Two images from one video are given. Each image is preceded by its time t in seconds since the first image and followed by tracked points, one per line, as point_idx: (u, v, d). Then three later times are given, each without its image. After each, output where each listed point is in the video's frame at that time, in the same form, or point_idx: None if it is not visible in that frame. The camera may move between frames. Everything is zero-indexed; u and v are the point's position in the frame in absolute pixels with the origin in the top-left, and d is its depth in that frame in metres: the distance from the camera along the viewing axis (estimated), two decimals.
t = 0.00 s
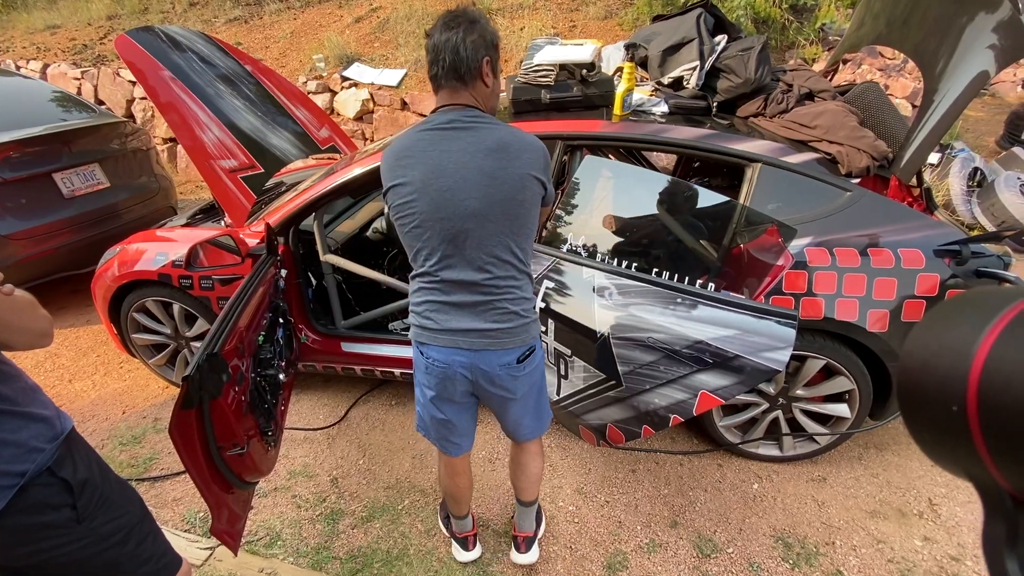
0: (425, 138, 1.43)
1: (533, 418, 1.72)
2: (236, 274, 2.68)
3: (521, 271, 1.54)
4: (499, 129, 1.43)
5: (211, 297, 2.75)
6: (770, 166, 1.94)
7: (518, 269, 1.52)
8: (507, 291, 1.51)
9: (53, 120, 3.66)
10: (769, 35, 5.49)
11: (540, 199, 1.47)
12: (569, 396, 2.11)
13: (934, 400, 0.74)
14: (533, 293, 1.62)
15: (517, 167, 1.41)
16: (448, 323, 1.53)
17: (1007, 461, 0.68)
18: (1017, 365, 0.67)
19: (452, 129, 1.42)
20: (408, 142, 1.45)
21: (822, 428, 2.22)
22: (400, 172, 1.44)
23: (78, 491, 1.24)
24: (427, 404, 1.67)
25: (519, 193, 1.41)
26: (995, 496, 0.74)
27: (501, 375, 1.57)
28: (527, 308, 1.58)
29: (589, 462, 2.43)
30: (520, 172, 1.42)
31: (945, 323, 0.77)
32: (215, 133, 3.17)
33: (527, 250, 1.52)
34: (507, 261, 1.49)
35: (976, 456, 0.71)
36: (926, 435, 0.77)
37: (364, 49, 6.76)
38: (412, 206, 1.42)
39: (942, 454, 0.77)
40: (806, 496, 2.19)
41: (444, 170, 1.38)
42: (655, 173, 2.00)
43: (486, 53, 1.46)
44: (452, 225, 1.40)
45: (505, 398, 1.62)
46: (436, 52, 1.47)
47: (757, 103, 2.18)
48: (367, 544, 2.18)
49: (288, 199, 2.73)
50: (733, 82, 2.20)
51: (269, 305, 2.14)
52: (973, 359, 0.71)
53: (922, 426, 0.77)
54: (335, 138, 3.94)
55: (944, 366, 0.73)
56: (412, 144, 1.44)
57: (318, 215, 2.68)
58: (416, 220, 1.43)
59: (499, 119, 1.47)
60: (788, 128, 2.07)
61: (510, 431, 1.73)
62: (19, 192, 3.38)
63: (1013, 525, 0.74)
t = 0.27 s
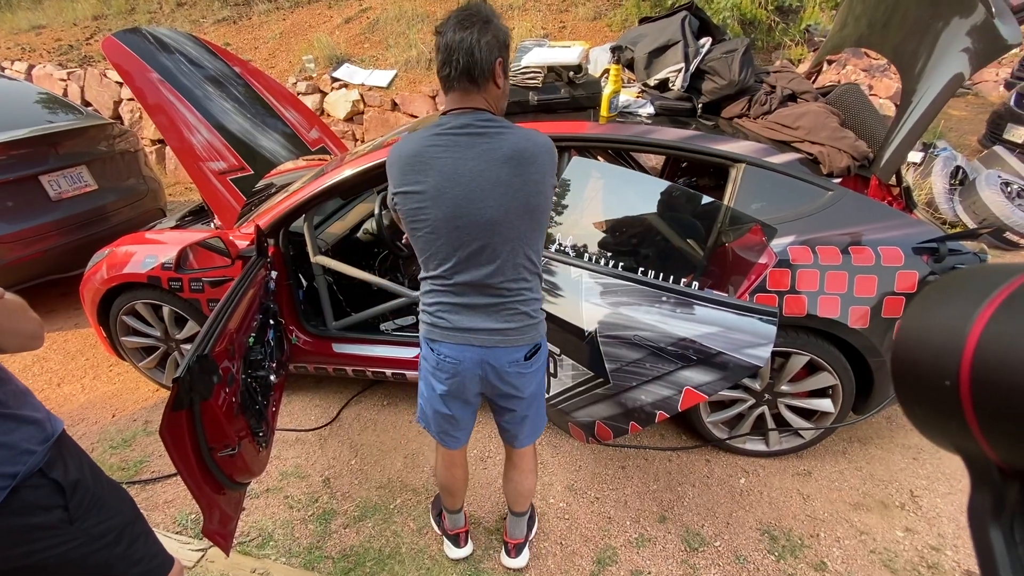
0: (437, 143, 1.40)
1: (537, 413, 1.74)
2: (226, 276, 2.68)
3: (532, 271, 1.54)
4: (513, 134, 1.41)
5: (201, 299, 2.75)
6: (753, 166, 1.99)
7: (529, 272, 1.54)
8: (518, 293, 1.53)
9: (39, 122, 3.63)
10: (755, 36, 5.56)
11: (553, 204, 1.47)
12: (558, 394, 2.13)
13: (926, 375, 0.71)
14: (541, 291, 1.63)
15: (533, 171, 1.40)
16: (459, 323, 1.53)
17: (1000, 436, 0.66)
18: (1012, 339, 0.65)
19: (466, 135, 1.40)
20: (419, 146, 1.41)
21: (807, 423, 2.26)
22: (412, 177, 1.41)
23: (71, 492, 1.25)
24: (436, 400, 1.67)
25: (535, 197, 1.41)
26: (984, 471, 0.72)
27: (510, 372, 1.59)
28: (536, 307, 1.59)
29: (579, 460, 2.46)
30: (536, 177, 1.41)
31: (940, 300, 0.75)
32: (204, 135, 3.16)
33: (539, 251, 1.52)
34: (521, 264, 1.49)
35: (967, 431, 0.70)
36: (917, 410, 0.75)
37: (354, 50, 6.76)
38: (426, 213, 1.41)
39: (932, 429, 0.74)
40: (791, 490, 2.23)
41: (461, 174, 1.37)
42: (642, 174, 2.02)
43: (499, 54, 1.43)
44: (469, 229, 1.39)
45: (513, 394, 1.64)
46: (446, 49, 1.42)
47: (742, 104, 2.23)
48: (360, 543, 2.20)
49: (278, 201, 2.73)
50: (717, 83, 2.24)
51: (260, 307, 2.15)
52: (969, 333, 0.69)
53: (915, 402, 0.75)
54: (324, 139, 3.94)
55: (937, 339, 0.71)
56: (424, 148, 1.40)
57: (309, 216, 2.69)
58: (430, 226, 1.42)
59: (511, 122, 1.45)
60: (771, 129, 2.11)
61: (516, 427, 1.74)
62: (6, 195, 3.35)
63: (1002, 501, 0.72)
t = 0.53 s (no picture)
0: (443, 141, 1.37)
1: (534, 407, 1.74)
2: (213, 274, 2.66)
3: (536, 272, 1.52)
4: (522, 132, 1.37)
5: (189, 298, 2.74)
6: (740, 162, 2.00)
7: (533, 271, 1.51)
8: (521, 293, 1.51)
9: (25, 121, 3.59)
10: (744, 34, 5.59)
11: (559, 205, 1.44)
12: (547, 389, 2.13)
13: (925, 381, 0.72)
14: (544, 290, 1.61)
15: (541, 173, 1.37)
16: (460, 320, 1.52)
17: (998, 442, 0.67)
18: (1011, 346, 0.66)
19: (472, 133, 1.36)
20: (426, 143, 1.38)
21: (794, 416, 2.28)
22: (418, 175, 1.38)
23: (51, 489, 1.25)
24: (435, 394, 1.67)
25: (542, 200, 1.38)
26: (982, 477, 0.73)
27: (510, 368, 1.58)
28: (538, 306, 1.58)
29: (570, 455, 2.46)
30: (544, 179, 1.38)
31: (939, 306, 0.76)
32: (191, 133, 3.14)
33: (544, 252, 1.50)
34: (525, 265, 1.47)
35: (965, 437, 0.70)
36: (915, 416, 0.76)
37: (344, 48, 6.74)
38: (431, 212, 1.38)
39: (930, 434, 0.75)
40: (779, 483, 2.25)
41: (468, 174, 1.34)
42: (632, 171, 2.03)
43: (511, 49, 1.39)
44: (473, 230, 1.37)
45: (511, 389, 1.64)
46: (456, 42, 1.38)
47: (728, 101, 2.26)
48: (350, 540, 2.20)
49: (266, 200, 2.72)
50: (704, 80, 2.24)
51: (247, 305, 2.14)
52: (966, 340, 0.69)
53: (912, 407, 0.76)
54: (314, 138, 3.94)
55: (935, 345, 0.72)
56: (431, 146, 1.37)
57: (297, 213, 2.68)
58: (435, 226, 1.40)
59: (521, 119, 1.41)
60: (757, 125, 2.13)
61: (513, 421, 1.74)
62: None
63: (999, 507, 0.73)
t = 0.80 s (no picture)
0: (444, 146, 1.35)
1: (530, 405, 1.75)
2: (202, 274, 2.66)
3: (534, 277, 1.52)
4: (522, 138, 1.36)
5: (179, 298, 2.73)
6: (727, 160, 2.01)
7: (531, 277, 1.51)
8: (519, 297, 1.51)
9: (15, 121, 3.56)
10: (735, 34, 5.62)
11: (559, 212, 1.44)
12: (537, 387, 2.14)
13: (926, 384, 0.74)
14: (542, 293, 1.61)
15: (542, 181, 1.36)
16: (457, 323, 1.52)
17: (998, 444, 0.68)
18: (1010, 348, 0.67)
19: (473, 139, 1.35)
20: (427, 148, 1.37)
21: (783, 413, 2.29)
22: (418, 180, 1.37)
23: (35, 488, 1.25)
24: (431, 394, 1.67)
25: (542, 208, 1.38)
26: (983, 480, 0.74)
27: (506, 369, 1.58)
28: (535, 309, 1.58)
29: (561, 453, 2.47)
30: (545, 187, 1.37)
31: (939, 309, 0.77)
32: (181, 132, 3.15)
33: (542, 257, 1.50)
34: (524, 271, 1.47)
35: (966, 439, 0.71)
36: (915, 418, 0.77)
37: (336, 48, 6.72)
38: (430, 218, 1.38)
39: (932, 436, 0.77)
40: (768, 479, 2.26)
41: (469, 181, 1.33)
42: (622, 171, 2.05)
43: (515, 51, 1.39)
44: (473, 237, 1.37)
45: (507, 389, 1.64)
46: (461, 43, 1.36)
47: (716, 100, 2.27)
48: (341, 540, 2.19)
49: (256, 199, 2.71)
50: (692, 79, 2.26)
51: (236, 305, 2.14)
52: (966, 343, 0.70)
53: (912, 409, 0.77)
54: (305, 137, 3.93)
55: (936, 348, 0.73)
56: (432, 151, 1.36)
57: (286, 213, 2.67)
58: (434, 232, 1.39)
59: (522, 125, 1.39)
60: (745, 124, 2.15)
61: (509, 419, 1.74)
62: None
63: (1000, 510, 0.74)
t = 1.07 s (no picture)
0: (451, 147, 1.34)
1: (529, 405, 1.75)
2: (197, 275, 2.64)
3: (537, 278, 1.52)
4: (529, 140, 1.36)
5: (174, 299, 2.71)
6: (723, 159, 2.02)
7: (535, 278, 1.51)
8: (522, 298, 1.51)
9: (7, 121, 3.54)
10: (730, 34, 5.64)
11: (563, 214, 1.44)
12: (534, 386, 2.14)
13: (926, 395, 0.73)
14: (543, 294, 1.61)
15: (548, 184, 1.36)
16: (461, 325, 1.52)
17: (1001, 456, 0.68)
18: (1010, 359, 0.67)
19: (481, 140, 1.34)
20: (433, 149, 1.35)
21: (779, 411, 2.30)
22: (425, 181, 1.35)
23: (29, 491, 1.24)
24: (432, 395, 1.66)
25: (548, 210, 1.38)
26: (985, 490, 0.75)
27: (509, 369, 1.59)
28: (538, 309, 1.58)
29: (558, 453, 2.47)
30: (551, 189, 1.38)
31: (936, 317, 0.77)
32: (175, 132, 3.11)
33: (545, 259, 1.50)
34: (528, 273, 1.47)
35: (968, 450, 0.72)
36: (916, 427, 0.77)
37: (331, 48, 6.71)
38: (437, 220, 1.36)
39: (933, 447, 0.77)
40: (765, 477, 2.27)
41: (476, 184, 1.32)
42: (617, 171, 2.05)
43: (524, 54, 1.39)
44: (480, 239, 1.36)
45: (508, 389, 1.64)
46: (464, 41, 1.35)
47: (712, 99, 2.27)
48: (338, 540, 2.19)
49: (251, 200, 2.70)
50: (687, 78, 2.26)
51: (232, 306, 2.13)
52: (965, 354, 0.70)
53: (912, 418, 0.77)
54: (300, 137, 3.92)
55: (935, 358, 0.73)
56: (439, 152, 1.34)
57: (281, 212, 2.66)
58: (440, 234, 1.38)
59: (528, 126, 1.39)
60: (741, 123, 2.15)
61: (509, 419, 1.74)
62: None
63: (1004, 518, 0.75)
